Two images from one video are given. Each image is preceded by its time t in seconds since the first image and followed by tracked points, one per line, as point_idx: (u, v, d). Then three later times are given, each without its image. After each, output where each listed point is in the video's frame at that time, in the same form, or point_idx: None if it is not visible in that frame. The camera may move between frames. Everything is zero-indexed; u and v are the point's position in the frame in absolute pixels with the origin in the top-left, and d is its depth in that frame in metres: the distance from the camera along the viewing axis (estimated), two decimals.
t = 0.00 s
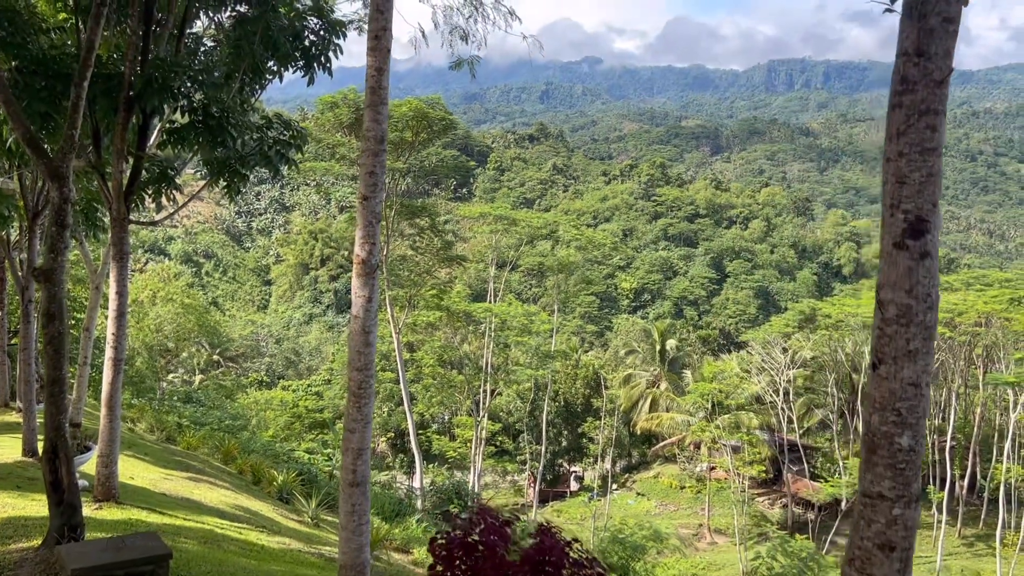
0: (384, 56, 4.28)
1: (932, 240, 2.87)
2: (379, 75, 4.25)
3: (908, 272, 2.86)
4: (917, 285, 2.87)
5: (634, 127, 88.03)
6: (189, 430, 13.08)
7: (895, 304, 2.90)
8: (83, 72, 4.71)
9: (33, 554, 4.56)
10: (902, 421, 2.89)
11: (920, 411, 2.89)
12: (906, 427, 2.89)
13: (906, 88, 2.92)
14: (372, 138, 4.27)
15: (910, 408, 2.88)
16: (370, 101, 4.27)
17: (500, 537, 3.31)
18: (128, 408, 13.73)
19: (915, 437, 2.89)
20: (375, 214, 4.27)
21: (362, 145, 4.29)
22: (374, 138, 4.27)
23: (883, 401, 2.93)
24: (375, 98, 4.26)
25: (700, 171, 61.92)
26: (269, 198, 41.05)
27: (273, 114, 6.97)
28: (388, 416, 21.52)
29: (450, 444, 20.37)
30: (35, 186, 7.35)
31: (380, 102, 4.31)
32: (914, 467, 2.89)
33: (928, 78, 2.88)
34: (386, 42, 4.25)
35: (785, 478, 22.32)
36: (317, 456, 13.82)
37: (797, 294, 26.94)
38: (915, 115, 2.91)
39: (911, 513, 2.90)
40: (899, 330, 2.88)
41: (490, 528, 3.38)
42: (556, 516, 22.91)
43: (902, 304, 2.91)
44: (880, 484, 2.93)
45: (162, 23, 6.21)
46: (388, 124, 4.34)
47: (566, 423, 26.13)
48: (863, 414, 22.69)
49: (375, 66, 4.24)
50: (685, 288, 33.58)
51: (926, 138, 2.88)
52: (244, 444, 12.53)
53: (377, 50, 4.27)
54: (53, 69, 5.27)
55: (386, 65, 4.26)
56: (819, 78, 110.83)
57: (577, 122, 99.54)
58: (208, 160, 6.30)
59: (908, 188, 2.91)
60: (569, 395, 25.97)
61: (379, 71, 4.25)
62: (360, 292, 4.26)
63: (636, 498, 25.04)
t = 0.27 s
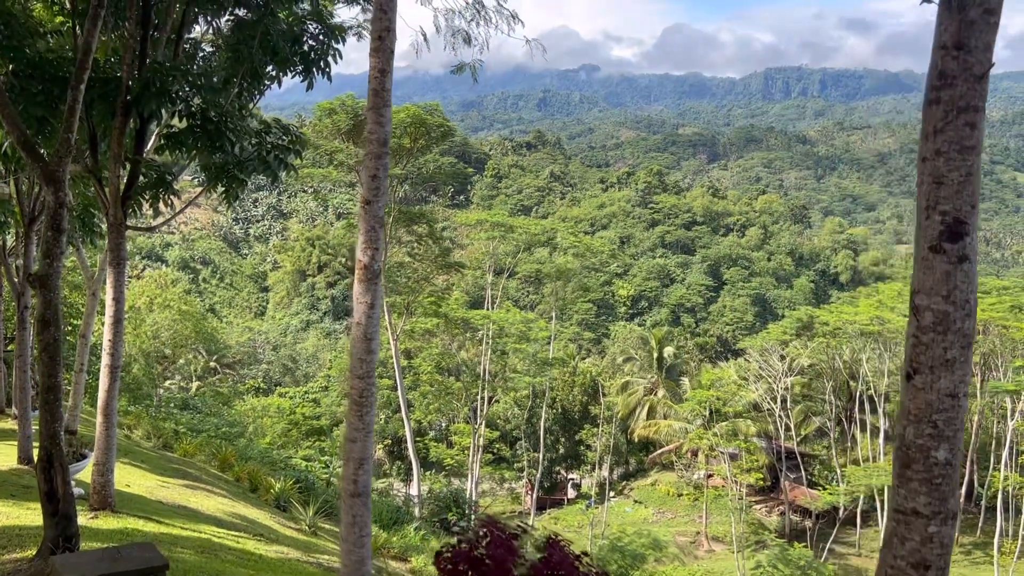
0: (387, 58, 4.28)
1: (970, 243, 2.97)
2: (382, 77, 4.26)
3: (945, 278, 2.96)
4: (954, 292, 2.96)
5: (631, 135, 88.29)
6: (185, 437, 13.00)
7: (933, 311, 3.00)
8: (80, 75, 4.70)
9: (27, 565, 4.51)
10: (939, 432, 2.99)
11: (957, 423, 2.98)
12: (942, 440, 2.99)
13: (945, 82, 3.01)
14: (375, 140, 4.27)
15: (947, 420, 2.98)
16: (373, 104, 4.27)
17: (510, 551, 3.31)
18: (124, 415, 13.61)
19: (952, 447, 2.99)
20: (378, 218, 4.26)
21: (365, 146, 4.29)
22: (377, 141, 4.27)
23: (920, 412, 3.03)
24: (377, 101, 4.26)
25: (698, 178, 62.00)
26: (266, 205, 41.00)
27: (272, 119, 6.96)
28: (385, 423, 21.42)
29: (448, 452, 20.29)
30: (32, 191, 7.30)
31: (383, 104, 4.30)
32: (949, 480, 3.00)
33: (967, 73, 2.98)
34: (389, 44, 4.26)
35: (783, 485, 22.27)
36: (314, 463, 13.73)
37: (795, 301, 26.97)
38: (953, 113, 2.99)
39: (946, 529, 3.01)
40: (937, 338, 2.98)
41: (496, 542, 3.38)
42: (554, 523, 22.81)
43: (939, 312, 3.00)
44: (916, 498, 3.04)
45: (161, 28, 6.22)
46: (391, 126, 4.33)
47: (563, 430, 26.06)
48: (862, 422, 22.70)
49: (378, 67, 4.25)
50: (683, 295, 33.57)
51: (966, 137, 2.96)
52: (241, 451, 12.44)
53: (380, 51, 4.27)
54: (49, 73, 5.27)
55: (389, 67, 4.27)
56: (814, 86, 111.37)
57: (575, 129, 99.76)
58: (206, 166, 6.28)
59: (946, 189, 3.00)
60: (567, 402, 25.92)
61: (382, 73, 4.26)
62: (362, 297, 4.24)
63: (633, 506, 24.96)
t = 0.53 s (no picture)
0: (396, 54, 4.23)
1: (1021, 244, 2.84)
2: (391, 75, 4.22)
3: (994, 280, 2.85)
4: (1004, 295, 2.85)
5: (631, 138, 88.45)
6: (184, 440, 12.93)
7: (980, 315, 2.88)
8: (81, 75, 4.66)
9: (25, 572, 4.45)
10: (987, 442, 2.89)
11: (1006, 433, 2.88)
12: (990, 450, 2.88)
13: (995, 76, 2.87)
14: (384, 140, 4.23)
15: (996, 430, 2.88)
16: (381, 102, 4.23)
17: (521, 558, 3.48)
18: (122, 418, 13.52)
19: (1001, 458, 2.88)
20: (386, 220, 4.24)
21: (373, 146, 4.25)
22: (386, 141, 4.24)
23: (966, 421, 2.92)
24: (387, 99, 4.22)
25: (697, 182, 62.03)
26: (266, 208, 40.97)
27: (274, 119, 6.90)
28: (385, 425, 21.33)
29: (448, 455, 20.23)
30: (31, 192, 7.24)
31: (392, 103, 4.27)
32: (998, 492, 2.89)
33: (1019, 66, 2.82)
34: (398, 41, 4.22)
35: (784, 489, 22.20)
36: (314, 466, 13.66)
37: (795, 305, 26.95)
38: (1004, 108, 2.86)
39: (995, 544, 2.90)
40: (985, 344, 2.87)
41: (508, 551, 3.54)
42: (554, 527, 22.75)
43: (988, 316, 2.88)
44: (962, 511, 2.92)
45: (162, 28, 6.17)
46: (400, 125, 4.30)
47: (563, 433, 25.99)
48: (863, 426, 22.64)
49: (387, 65, 4.21)
50: (682, 298, 33.51)
51: (1016, 134, 2.83)
52: (241, 455, 12.37)
53: (390, 48, 4.23)
54: (49, 73, 5.22)
55: (398, 64, 4.23)
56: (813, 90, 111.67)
57: (574, 133, 99.87)
58: (208, 168, 6.25)
59: (995, 187, 2.86)
60: (567, 405, 25.87)
61: (391, 71, 4.21)
62: (371, 300, 4.21)
63: (633, 509, 24.91)
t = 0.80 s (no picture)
0: (405, 54, 4.19)
1: None
2: (399, 74, 4.17)
3: None
4: None
5: (626, 143, 88.74)
6: (179, 446, 12.80)
7: None
8: (79, 76, 4.60)
9: None
10: None
11: None
12: None
13: None
14: (391, 139, 4.18)
15: None
16: (389, 101, 4.18)
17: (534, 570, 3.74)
18: (117, 423, 13.40)
19: None
20: (393, 222, 4.18)
21: (380, 146, 4.20)
22: (393, 142, 4.19)
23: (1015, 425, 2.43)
24: (394, 99, 4.17)
25: (692, 187, 62.21)
26: (261, 212, 40.87)
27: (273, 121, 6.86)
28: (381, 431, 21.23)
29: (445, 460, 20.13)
30: (26, 194, 7.14)
31: (399, 103, 4.22)
32: None
33: None
34: (406, 40, 4.18)
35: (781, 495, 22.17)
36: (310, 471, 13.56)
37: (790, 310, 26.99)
38: None
39: None
40: None
41: (518, 562, 3.81)
42: (550, 532, 22.67)
43: None
44: (1013, 528, 2.44)
45: (160, 29, 6.12)
46: (408, 124, 4.25)
47: (559, 439, 25.91)
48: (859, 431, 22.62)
49: (395, 64, 4.16)
50: (678, 303, 33.51)
51: None
52: (237, 460, 12.26)
53: (397, 46, 4.19)
54: (46, 74, 5.16)
55: (406, 63, 4.18)
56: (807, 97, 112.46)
57: (570, 138, 100.12)
58: (207, 170, 6.19)
59: None
60: (563, 410, 25.81)
61: (399, 70, 4.16)
62: (377, 304, 4.16)
63: (629, 514, 24.85)
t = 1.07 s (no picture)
0: (405, 50, 4.16)
1: None
2: (400, 71, 4.14)
3: None
4: None
5: (619, 147, 89.04)
6: (171, 450, 12.68)
7: None
8: (70, 75, 4.54)
9: None
10: None
11: None
12: None
13: None
14: (391, 137, 4.14)
15: None
16: (390, 98, 4.15)
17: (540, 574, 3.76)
18: (107, 427, 13.24)
19: None
20: (393, 221, 4.13)
21: (380, 143, 4.16)
22: (394, 138, 4.14)
23: None
24: (395, 96, 4.14)
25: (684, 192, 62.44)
26: (253, 215, 40.70)
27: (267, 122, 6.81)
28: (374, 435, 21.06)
29: (438, 464, 20.04)
30: (16, 197, 7.03)
31: (400, 100, 4.19)
32: None
33: None
34: (407, 36, 4.15)
35: (773, 499, 22.17)
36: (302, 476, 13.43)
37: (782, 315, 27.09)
38: None
39: None
40: None
41: (524, 567, 3.82)
42: (542, 537, 22.62)
43: None
44: None
45: (153, 29, 6.06)
46: (408, 121, 4.21)
47: (552, 443, 25.87)
48: (852, 435, 22.66)
49: (395, 60, 4.14)
50: (671, 307, 33.55)
51: None
52: (228, 465, 12.14)
53: (398, 42, 4.17)
54: (38, 73, 5.09)
55: (407, 59, 4.16)
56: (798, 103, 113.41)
57: (563, 142, 100.39)
58: (200, 172, 6.13)
59: None
60: (556, 415, 25.77)
61: (400, 66, 4.14)
62: (376, 304, 4.10)
63: (622, 519, 24.82)
